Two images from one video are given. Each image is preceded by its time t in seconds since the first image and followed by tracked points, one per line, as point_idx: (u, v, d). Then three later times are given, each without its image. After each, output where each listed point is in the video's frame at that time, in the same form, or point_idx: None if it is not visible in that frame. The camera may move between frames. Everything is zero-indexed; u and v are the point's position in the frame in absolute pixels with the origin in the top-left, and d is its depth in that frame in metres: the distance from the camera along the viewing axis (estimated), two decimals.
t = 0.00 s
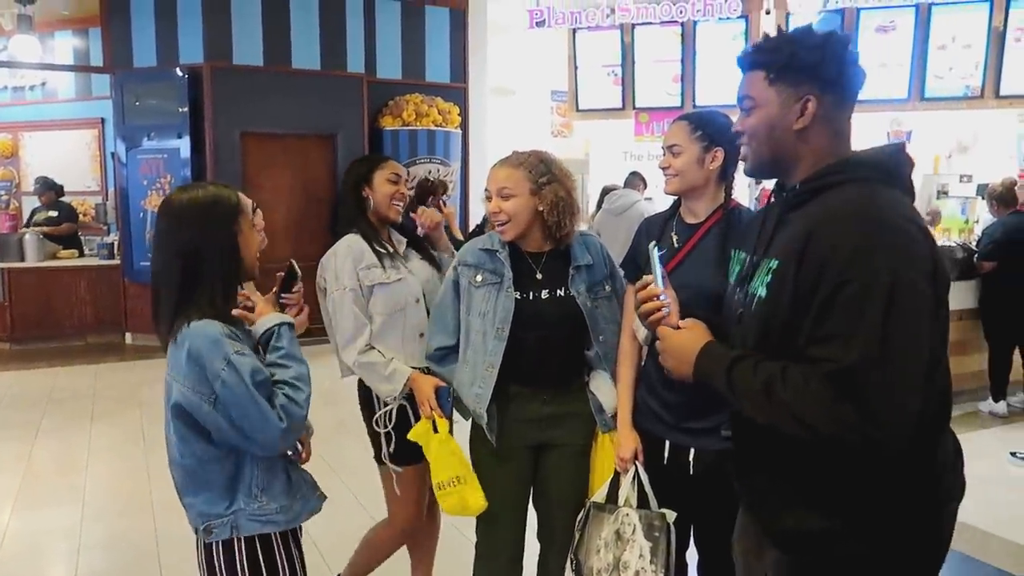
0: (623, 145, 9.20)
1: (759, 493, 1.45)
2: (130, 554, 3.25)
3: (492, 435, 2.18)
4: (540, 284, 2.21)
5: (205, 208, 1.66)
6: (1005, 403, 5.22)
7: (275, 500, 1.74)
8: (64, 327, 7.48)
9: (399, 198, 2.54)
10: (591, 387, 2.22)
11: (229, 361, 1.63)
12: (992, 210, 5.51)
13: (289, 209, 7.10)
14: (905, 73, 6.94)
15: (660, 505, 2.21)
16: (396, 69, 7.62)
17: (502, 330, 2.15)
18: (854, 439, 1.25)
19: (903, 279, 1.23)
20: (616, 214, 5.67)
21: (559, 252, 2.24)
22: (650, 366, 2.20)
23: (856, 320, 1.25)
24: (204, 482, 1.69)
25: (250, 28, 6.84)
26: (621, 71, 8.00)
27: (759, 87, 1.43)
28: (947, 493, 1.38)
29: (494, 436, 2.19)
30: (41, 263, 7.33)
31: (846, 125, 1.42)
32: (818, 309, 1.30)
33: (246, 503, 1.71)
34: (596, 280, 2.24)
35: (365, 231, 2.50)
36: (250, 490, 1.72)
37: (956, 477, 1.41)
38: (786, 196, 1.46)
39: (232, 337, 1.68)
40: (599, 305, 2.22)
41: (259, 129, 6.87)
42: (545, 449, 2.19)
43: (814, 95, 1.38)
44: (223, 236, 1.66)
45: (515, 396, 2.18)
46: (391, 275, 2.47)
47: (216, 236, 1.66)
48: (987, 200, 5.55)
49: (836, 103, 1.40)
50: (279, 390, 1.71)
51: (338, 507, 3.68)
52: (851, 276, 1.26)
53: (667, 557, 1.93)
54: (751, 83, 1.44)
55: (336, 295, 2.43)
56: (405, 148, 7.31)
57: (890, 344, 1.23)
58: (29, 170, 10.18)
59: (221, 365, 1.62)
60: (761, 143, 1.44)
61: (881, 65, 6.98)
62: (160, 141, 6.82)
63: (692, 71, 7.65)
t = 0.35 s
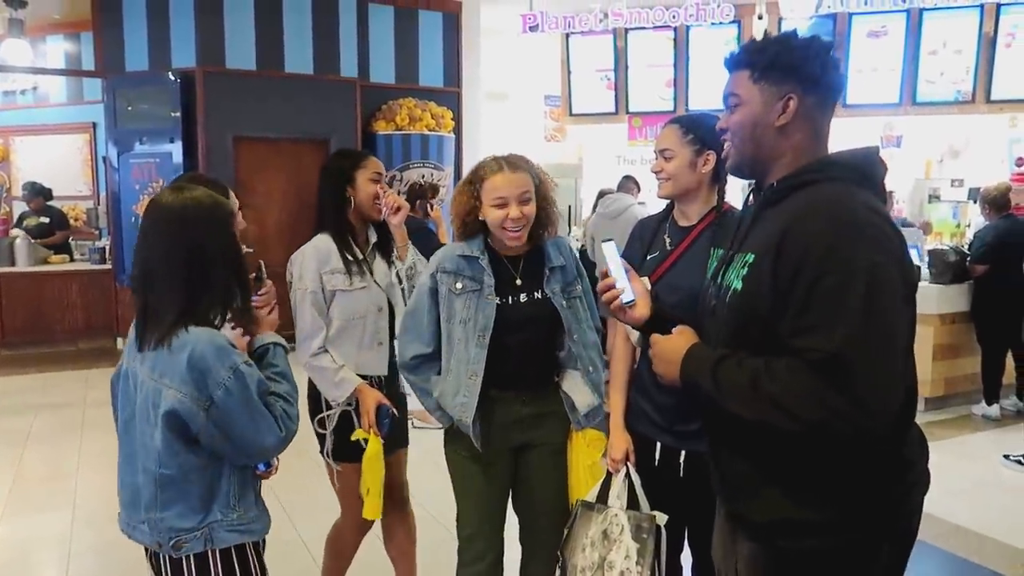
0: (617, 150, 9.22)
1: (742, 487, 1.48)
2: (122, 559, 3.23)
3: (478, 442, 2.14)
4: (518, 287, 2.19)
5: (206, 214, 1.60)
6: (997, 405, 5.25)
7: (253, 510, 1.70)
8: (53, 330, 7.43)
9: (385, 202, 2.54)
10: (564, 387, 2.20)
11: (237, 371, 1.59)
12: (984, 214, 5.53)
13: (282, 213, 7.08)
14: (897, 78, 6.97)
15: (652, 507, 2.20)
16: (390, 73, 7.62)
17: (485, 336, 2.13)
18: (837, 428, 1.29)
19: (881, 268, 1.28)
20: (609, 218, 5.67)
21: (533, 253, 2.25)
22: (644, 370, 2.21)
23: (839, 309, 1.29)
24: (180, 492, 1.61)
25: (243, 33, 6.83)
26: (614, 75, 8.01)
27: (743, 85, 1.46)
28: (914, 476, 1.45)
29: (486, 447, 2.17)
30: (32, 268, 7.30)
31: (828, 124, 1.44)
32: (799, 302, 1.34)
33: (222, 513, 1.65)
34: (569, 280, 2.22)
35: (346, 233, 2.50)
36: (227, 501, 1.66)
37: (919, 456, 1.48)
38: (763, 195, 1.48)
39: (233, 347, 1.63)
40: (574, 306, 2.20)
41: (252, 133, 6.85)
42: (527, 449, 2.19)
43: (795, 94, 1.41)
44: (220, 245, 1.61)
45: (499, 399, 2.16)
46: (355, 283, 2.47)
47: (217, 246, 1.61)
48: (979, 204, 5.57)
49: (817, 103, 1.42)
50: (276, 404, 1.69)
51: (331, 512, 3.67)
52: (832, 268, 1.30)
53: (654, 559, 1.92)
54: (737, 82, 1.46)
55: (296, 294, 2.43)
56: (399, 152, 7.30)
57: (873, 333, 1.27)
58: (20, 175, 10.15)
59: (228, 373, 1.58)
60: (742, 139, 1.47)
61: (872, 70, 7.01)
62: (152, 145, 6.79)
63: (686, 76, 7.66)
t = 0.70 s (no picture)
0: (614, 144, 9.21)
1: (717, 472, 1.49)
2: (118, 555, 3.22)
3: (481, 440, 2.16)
4: (513, 284, 2.25)
5: (129, 213, 1.55)
6: (994, 399, 5.26)
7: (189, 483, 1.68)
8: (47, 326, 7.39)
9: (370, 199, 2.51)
10: (542, 376, 2.33)
11: (154, 366, 1.55)
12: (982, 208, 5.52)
13: (279, 209, 7.06)
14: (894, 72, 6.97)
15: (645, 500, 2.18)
16: (386, 67, 7.60)
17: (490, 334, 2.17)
18: (794, 418, 1.30)
19: (850, 259, 1.27)
20: (606, 213, 5.66)
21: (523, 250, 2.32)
22: (640, 363, 2.17)
23: (805, 299, 1.28)
24: (110, 477, 1.58)
25: (239, 28, 6.81)
26: (611, 69, 8.00)
27: (735, 80, 1.47)
28: (896, 468, 1.45)
29: (489, 442, 2.21)
30: (28, 263, 7.27)
31: (819, 116, 1.42)
32: (768, 291, 1.34)
33: (155, 487, 1.63)
34: (550, 275, 2.37)
35: (337, 230, 2.52)
36: (159, 477, 1.64)
37: (902, 450, 1.47)
38: (759, 185, 1.47)
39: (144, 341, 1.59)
40: (556, 299, 2.35)
41: (248, 128, 6.83)
42: (517, 438, 2.25)
43: (778, 88, 1.40)
44: (147, 248, 1.56)
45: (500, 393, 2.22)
46: (337, 264, 2.47)
47: (140, 245, 1.55)
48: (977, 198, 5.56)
49: (804, 96, 1.40)
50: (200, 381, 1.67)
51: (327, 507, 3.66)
52: (803, 259, 1.29)
53: (642, 549, 1.90)
54: (732, 75, 1.47)
55: (279, 271, 2.43)
56: (396, 146, 7.28)
57: (837, 324, 1.26)
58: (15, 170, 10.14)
59: (144, 370, 1.54)
60: (734, 133, 1.48)
61: (870, 64, 7.00)
62: (148, 140, 6.76)
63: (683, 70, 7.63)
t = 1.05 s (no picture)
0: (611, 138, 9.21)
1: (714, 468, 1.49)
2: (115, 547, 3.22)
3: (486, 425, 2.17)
4: (517, 271, 2.25)
5: (56, 204, 1.60)
6: (989, 390, 5.28)
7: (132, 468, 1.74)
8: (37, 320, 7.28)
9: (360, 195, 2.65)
10: (536, 371, 2.36)
11: (77, 355, 1.60)
12: (980, 201, 5.51)
13: (274, 201, 7.05)
14: (891, 65, 6.96)
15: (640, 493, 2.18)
16: (382, 60, 7.58)
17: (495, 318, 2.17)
18: (793, 415, 1.30)
19: (850, 257, 1.27)
20: (602, 206, 5.66)
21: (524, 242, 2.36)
22: (634, 354, 2.17)
23: (804, 297, 1.28)
24: (50, 455, 1.66)
25: (234, 20, 6.78)
26: (608, 61, 8.00)
27: (738, 68, 1.46)
28: (897, 466, 1.45)
29: (495, 428, 2.23)
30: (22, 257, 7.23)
31: (823, 108, 1.42)
32: (768, 288, 1.34)
33: (92, 471, 1.69)
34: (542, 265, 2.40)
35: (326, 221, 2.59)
36: (96, 460, 1.69)
37: (903, 449, 1.47)
38: (761, 179, 1.48)
39: (73, 329, 1.63)
40: (550, 289, 2.38)
41: (243, 121, 6.79)
42: (513, 430, 2.30)
43: (781, 77, 1.39)
44: (74, 239, 1.61)
45: (502, 380, 2.25)
46: (350, 252, 2.57)
47: (64, 233, 1.60)
48: (974, 190, 5.55)
49: (808, 86, 1.40)
50: (137, 367, 1.70)
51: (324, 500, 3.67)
52: (803, 256, 1.29)
53: (630, 542, 1.89)
54: (734, 64, 1.47)
55: (294, 264, 2.45)
56: (392, 139, 7.26)
57: (835, 321, 1.27)
58: (11, 162, 10.26)
59: (67, 359, 1.59)
60: (737, 122, 1.48)
61: (868, 56, 6.99)
62: (142, 133, 6.72)
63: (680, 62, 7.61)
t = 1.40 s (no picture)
0: (608, 133, 9.16)
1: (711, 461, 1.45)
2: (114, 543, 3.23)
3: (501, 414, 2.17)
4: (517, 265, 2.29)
5: (46, 185, 1.63)
6: (985, 386, 5.28)
7: (108, 449, 1.70)
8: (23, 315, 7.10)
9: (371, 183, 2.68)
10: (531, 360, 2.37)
11: (60, 335, 1.59)
12: (976, 196, 5.51)
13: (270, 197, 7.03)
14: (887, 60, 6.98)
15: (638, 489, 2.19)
16: (378, 55, 7.57)
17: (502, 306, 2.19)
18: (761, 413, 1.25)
19: (841, 263, 1.20)
20: (599, 201, 5.66)
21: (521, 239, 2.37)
22: (631, 350, 2.16)
23: (790, 295, 1.22)
24: (32, 432, 1.66)
25: (229, 15, 6.75)
26: (605, 56, 7.93)
27: (758, 59, 1.41)
28: (908, 477, 1.35)
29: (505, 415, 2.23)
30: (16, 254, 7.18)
31: (846, 102, 1.35)
32: (759, 284, 1.28)
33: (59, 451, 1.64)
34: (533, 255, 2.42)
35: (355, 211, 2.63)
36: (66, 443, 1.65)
37: (916, 472, 1.36)
38: (778, 170, 1.41)
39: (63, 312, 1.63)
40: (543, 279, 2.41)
41: (238, 116, 6.77)
42: (516, 418, 2.31)
43: (801, 69, 1.34)
44: (54, 225, 1.62)
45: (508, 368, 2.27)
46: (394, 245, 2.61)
47: (49, 215, 1.62)
48: (970, 186, 5.55)
49: (830, 78, 1.34)
50: (121, 353, 1.68)
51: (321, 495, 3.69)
52: (798, 254, 1.23)
53: (628, 538, 1.91)
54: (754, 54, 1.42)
55: (346, 260, 2.49)
56: (388, 134, 7.25)
57: (817, 321, 1.20)
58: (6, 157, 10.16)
59: (49, 337, 1.59)
60: (754, 114, 1.43)
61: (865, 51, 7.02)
62: (138, 128, 6.70)
63: (676, 57, 7.61)
